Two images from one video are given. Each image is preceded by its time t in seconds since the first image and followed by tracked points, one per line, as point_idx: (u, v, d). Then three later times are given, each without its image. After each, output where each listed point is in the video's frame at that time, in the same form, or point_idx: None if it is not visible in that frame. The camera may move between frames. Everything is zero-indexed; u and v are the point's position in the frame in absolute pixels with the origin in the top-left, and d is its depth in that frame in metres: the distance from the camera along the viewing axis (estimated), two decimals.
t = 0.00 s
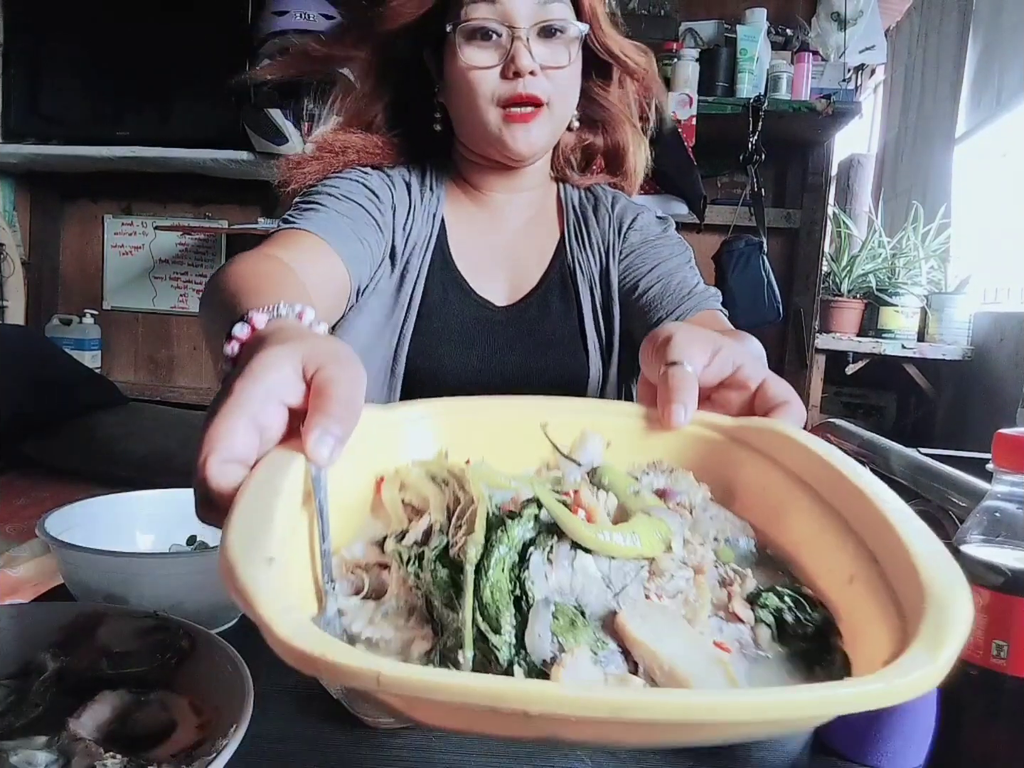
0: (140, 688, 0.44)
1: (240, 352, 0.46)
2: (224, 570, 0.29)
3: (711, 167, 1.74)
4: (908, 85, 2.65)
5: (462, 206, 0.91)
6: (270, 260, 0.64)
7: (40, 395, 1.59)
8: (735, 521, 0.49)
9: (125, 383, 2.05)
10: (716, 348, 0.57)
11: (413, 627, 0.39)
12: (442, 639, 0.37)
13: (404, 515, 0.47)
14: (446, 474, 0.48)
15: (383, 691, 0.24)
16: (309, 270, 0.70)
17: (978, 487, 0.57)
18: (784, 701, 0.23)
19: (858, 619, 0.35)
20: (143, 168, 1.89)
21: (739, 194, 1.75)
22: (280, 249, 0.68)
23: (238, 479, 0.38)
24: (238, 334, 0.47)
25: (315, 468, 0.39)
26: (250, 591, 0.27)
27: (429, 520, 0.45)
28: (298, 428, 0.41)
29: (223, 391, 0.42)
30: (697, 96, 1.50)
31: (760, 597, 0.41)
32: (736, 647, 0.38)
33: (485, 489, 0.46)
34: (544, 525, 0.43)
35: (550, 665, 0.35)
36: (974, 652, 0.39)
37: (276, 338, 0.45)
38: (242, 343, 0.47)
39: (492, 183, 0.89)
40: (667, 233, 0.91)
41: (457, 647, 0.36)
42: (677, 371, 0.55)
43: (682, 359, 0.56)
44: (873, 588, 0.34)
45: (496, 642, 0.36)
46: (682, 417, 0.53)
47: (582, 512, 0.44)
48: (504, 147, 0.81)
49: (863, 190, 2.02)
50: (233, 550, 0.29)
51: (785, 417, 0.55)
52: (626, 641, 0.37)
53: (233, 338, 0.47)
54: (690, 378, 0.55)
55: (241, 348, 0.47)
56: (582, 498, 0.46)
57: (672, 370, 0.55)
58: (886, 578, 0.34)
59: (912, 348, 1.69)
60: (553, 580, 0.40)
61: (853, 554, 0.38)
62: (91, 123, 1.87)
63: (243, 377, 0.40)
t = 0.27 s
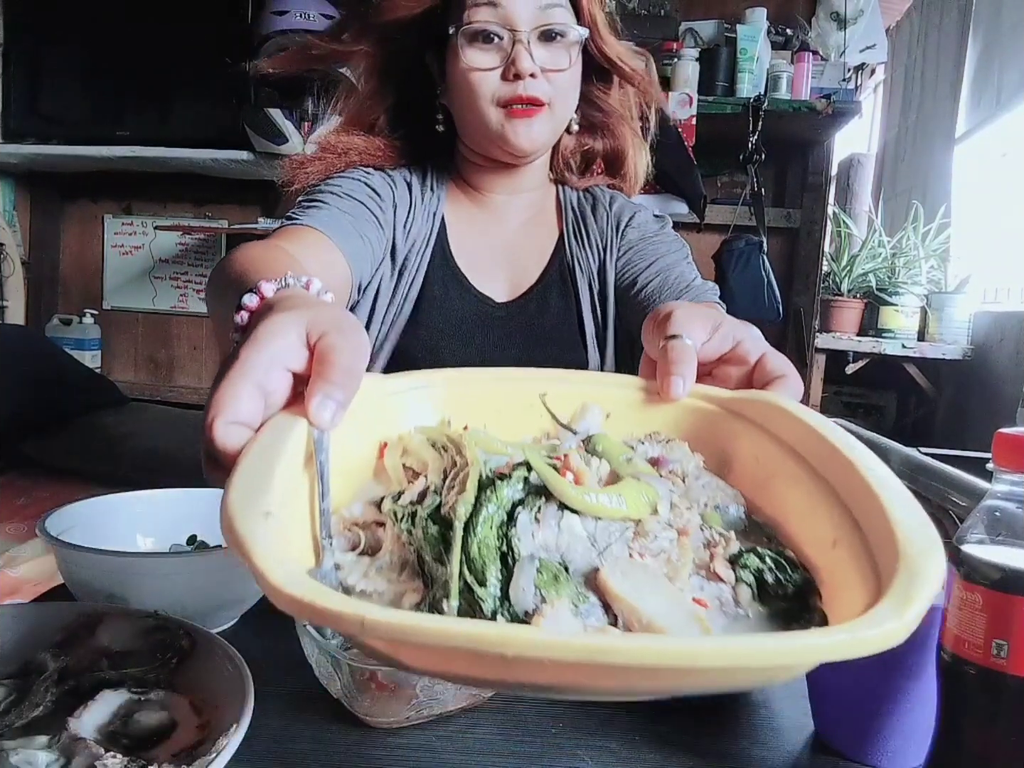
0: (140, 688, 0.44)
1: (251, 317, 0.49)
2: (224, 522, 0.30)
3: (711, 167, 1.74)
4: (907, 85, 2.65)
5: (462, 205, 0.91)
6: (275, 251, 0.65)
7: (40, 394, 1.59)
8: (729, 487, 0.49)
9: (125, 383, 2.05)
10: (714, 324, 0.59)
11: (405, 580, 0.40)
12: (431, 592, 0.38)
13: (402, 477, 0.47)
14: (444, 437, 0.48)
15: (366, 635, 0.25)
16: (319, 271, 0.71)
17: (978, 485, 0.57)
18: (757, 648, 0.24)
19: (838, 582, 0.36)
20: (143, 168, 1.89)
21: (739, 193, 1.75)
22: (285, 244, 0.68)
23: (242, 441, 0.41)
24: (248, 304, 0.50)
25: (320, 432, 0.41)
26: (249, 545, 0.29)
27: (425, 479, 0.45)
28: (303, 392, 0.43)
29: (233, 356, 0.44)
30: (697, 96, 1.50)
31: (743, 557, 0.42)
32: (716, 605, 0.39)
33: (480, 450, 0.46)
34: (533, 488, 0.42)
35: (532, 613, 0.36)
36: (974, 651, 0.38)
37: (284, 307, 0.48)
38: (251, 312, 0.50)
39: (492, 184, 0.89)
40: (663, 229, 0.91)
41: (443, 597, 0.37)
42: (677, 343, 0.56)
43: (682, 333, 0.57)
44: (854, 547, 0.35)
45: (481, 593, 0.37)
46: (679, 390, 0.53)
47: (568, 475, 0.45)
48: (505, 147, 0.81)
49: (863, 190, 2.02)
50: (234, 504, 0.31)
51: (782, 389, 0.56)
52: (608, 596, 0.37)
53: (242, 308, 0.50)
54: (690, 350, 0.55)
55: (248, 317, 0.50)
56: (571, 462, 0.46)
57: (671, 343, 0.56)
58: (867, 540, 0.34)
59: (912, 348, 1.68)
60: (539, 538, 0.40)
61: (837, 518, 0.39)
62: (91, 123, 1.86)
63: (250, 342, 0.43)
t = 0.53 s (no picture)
0: (139, 688, 0.44)
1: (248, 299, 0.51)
2: (219, 502, 0.31)
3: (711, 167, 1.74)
4: (908, 85, 2.65)
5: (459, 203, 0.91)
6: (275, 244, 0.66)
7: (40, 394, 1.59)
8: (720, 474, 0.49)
9: (125, 384, 2.05)
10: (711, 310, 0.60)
11: (395, 558, 0.41)
12: (420, 571, 0.39)
13: (396, 458, 0.48)
14: (439, 419, 0.49)
15: (353, 607, 0.26)
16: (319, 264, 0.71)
17: (977, 486, 0.57)
18: (732, 629, 0.25)
19: (823, 566, 0.36)
20: (143, 168, 1.89)
21: (739, 194, 1.75)
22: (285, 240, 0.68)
23: (237, 420, 0.42)
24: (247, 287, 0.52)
25: (314, 412, 0.43)
26: (239, 522, 0.30)
27: (418, 462, 0.46)
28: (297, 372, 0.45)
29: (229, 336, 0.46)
30: (697, 96, 1.50)
31: (729, 541, 0.43)
32: (702, 587, 0.40)
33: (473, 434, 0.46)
34: (524, 469, 0.43)
35: (517, 592, 0.37)
36: (974, 651, 0.38)
37: (280, 290, 0.49)
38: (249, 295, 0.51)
39: (490, 185, 0.89)
40: (661, 228, 0.91)
41: (432, 575, 0.38)
42: (672, 328, 0.57)
43: (679, 320, 0.58)
44: (839, 530, 0.36)
45: (469, 571, 0.38)
46: (675, 376, 0.54)
47: (558, 457, 0.44)
48: (501, 145, 0.81)
49: (863, 190, 2.02)
50: (226, 487, 0.32)
51: (776, 377, 0.56)
52: (593, 576, 0.38)
53: (240, 291, 0.52)
54: (685, 336, 0.56)
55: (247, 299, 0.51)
56: (562, 444, 0.46)
57: (667, 329, 0.57)
58: (853, 525, 0.35)
59: (912, 348, 1.68)
60: (528, 518, 0.40)
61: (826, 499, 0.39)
62: (91, 123, 1.86)
63: (247, 322, 0.45)
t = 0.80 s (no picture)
0: (140, 688, 0.44)
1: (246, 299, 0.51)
2: (217, 506, 0.32)
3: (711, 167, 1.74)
4: (907, 85, 2.65)
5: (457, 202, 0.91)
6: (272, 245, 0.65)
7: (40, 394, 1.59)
8: (713, 474, 0.50)
9: (125, 383, 2.05)
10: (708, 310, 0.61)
11: (391, 559, 0.41)
12: (416, 572, 0.39)
13: (394, 459, 0.48)
14: (436, 419, 0.49)
15: (349, 612, 0.26)
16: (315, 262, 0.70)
17: (977, 486, 0.56)
18: (726, 630, 0.25)
19: (814, 568, 0.36)
20: (144, 168, 1.89)
21: (739, 194, 1.75)
22: (283, 243, 0.68)
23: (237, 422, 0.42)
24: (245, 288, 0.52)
25: (312, 413, 0.43)
26: (237, 523, 0.30)
27: (414, 462, 0.46)
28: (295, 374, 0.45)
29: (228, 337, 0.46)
30: (697, 96, 1.50)
31: (721, 544, 0.42)
32: (693, 588, 0.40)
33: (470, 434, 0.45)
34: (518, 470, 0.43)
35: (511, 594, 0.37)
36: (974, 651, 0.38)
37: (277, 290, 0.49)
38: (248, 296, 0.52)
39: (490, 184, 0.89)
40: (659, 229, 0.91)
41: (427, 577, 0.38)
42: (667, 329, 0.57)
43: (674, 320, 0.59)
44: (830, 532, 0.36)
45: (464, 573, 0.38)
46: (671, 375, 0.54)
47: (553, 460, 0.44)
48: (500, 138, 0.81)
49: (863, 191, 2.02)
50: (225, 490, 0.32)
51: (771, 377, 0.57)
52: (587, 577, 0.38)
53: (240, 291, 0.52)
54: (680, 336, 0.57)
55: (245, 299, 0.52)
56: (556, 446, 0.45)
57: (663, 330, 0.58)
58: (843, 525, 0.35)
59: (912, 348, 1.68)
60: (522, 520, 0.40)
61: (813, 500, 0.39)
62: (91, 123, 1.86)
63: (244, 323, 0.45)
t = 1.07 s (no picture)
0: (139, 689, 0.44)
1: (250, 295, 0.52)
2: (217, 497, 0.32)
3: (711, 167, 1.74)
4: (907, 85, 2.65)
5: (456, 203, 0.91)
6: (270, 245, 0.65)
7: (39, 394, 1.59)
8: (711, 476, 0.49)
9: (125, 383, 2.05)
10: (705, 318, 0.61)
11: (390, 550, 0.41)
12: (414, 564, 0.39)
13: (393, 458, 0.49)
14: (436, 418, 0.49)
15: (347, 597, 0.26)
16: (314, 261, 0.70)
17: (978, 486, 0.57)
18: (719, 619, 0.25)
19: (810, 569, 0.36)
20: (144, 168, 1.89)
21: (739, 194, 1.75)
22: (281, 244, 0.68)
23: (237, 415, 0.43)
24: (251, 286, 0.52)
25: (312, 408, 0.43)
26: (238, 511, 0.30)
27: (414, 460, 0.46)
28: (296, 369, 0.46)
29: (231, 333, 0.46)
30: (697, 96, 1.50)
31: (718, 541, 0.42)
32: (689, 584, 0.40)
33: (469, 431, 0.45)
34: (516, 466, 0.43)
35: (509, 584, 0.37)
36: (974, 651, 0.38)
37: (281, 289, 0.50)
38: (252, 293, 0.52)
39: (490, 188, 0.89)
40: (659, 229, 0.91)
41: (425, 567, 0.38)
42: (666, 336, 0.57)
43: (672, 327, 0.58)
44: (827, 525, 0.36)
45: (461, 564, 0.38)
46: (668, 382, 0.54)
47: (551, 456, 0.44)
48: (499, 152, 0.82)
49: (863, 191, 2.02)
50: (224, 481, 0.32)
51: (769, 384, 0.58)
52: (585, 572, 0.38)
53: (244, 289, 0.52)
54: (679, 343, 0.57)
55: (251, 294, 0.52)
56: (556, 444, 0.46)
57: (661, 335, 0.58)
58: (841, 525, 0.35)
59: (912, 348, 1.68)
60: (521, 514, 0.40)
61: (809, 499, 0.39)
62: (91, 123, 1.86)
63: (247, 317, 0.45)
